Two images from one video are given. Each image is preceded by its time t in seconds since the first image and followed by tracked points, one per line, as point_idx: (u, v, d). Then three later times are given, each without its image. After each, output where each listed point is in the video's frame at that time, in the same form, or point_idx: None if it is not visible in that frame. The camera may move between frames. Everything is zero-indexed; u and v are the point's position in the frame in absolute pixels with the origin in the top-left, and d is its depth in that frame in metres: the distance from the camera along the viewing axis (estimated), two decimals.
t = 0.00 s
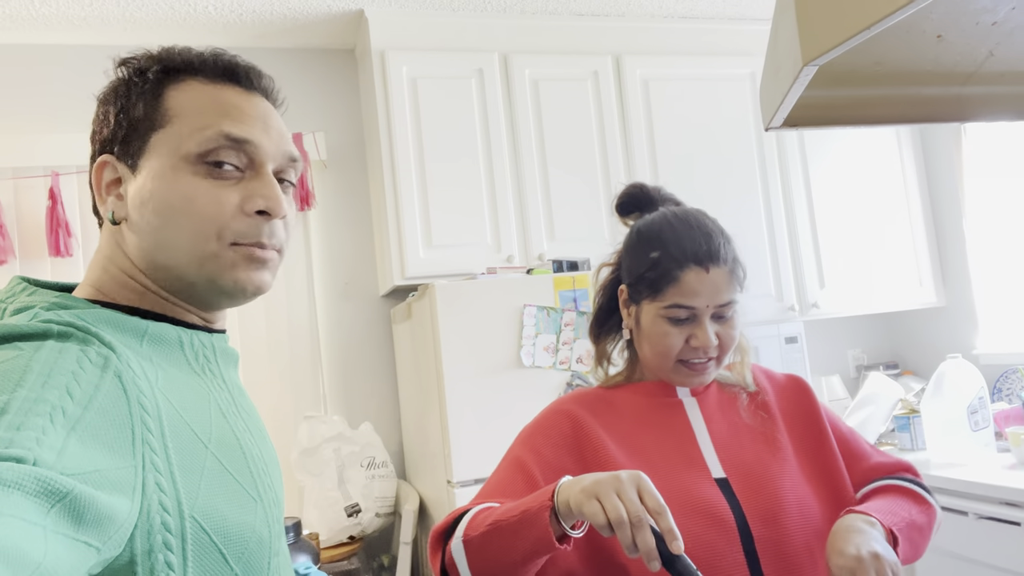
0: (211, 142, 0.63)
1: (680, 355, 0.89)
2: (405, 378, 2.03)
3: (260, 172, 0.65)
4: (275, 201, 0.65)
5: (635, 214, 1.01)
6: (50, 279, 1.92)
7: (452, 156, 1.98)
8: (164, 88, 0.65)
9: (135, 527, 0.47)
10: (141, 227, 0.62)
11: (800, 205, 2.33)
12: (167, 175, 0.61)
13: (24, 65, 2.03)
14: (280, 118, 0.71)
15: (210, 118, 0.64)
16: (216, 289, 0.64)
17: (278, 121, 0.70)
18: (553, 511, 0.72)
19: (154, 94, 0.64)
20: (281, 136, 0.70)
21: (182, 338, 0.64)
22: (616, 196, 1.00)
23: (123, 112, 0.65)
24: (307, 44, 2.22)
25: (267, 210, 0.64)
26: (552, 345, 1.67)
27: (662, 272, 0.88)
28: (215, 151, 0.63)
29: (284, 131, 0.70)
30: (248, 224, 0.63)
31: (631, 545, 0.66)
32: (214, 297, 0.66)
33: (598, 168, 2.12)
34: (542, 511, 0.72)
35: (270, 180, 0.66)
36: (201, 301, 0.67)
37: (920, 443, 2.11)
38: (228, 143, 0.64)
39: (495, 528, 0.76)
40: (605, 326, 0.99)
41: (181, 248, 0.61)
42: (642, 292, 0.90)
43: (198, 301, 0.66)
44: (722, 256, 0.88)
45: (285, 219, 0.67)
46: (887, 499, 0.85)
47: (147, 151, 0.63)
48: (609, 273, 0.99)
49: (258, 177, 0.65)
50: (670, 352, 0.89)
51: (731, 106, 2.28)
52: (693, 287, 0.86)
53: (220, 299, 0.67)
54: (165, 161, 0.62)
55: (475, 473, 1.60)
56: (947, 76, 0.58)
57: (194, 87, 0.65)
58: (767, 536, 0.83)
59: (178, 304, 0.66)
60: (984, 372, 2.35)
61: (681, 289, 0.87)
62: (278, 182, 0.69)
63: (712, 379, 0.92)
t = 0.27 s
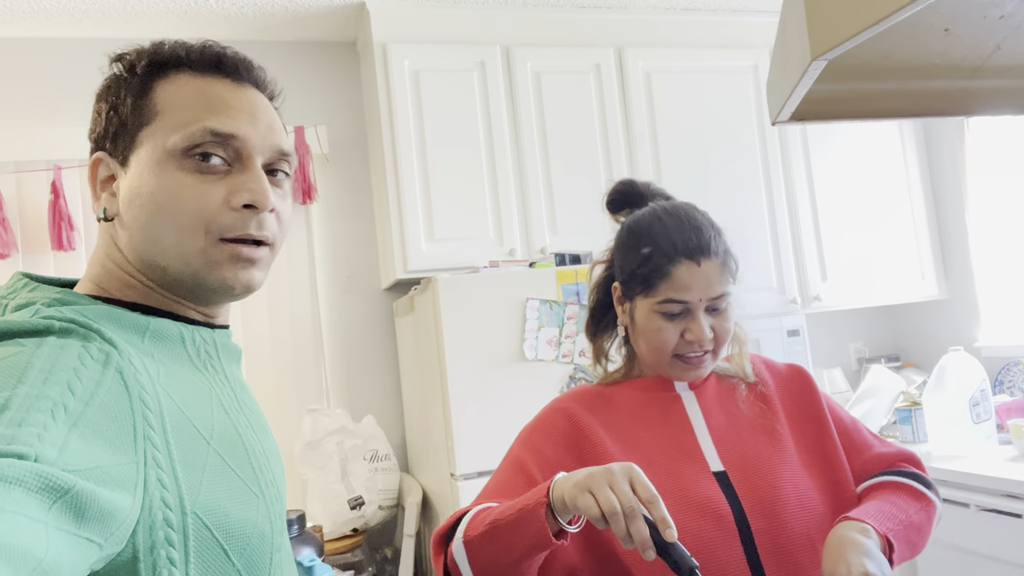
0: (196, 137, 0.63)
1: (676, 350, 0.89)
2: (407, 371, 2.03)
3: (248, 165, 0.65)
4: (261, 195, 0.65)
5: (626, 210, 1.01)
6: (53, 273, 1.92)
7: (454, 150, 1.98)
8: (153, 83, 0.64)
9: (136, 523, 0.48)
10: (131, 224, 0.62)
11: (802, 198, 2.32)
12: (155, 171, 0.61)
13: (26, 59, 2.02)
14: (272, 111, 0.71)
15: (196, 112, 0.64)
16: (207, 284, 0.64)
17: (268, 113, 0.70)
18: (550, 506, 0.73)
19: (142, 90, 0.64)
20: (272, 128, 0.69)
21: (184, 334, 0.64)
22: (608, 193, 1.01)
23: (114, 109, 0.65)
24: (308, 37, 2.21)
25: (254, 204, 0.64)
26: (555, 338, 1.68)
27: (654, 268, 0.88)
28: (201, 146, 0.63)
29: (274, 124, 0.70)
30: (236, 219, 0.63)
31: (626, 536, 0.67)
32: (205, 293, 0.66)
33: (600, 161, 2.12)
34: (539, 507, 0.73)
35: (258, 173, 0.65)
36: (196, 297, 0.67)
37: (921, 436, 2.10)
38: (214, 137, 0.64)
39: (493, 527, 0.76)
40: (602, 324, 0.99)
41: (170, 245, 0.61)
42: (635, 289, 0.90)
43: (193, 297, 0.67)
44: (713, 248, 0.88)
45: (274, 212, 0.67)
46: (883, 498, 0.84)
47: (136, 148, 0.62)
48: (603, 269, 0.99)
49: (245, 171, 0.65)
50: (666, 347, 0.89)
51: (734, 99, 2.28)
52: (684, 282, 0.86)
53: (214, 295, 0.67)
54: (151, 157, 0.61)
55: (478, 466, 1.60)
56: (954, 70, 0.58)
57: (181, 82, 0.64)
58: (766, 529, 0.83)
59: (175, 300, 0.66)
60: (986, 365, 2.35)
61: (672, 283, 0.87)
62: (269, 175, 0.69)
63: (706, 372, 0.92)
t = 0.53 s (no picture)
0: (203, 127, 0.63)
1: (690, 339, 0.89)
2: (409, 361, 2.03)
3: (256, 155, 0.65)
4: (270, 183, 0.65)
5: (629, 199, 1.01)
6: (55, 263, 1.92)
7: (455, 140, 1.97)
8: (156, 73, 0.64)
9: (141, 513, 0.48)
10: (139, 215, 0.62)
11: (803, 189, 2.32)
12: (162, 162, 0.61)
13: (25, 48, 2.01)
14: (277, 102, 0.70)
15: (203, 102, 0.63)
16: (217, 273, 0.64)
17: (273, 103, 0.70)
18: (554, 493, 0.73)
19: (147, 80, 0.63)
20: (278, 117, 0.69)
21: (187, 325, 0.64)
22: (609, 181, 1.00)
23: (118, 99, 0.64)
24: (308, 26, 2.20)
25: (263, 193, 0.64)
26: (557, 328, 1.68)
27: (668, 257, 0.88)
28: (208, 137, 0.63)
29: (280, 113, 0.70)
30: (245, 208, 0.63)
31: (626, 508, 0.68)
32: (214, 281, 0.66)
33: (601, 151, 2.11)
34: (544, 495, 0.73)
35: (266, 162, 0.66)
36: (204, 285, 0.67)
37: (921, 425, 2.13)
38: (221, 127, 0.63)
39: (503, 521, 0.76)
40: (608, 313, 1.01)
41: (180, 235, 0.62)
42: (649, 278, 0.90)
43: (201, 284, 0.67)
44: (726, 236, 0.88)
45: (283, 201, 0.67)
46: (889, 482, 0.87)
47: (142, 139, 0.62)
48: (609, 259, 0.99)
49: (253, 161, 0.65)
50: (679, 336, 0.89)
51: (736, 89, 2.27)
52: (699, 270, 0.86)
53: (222, 283, 0.67)
54: (159, 148, 0.61)
55: (480, 455, 1.61)
56: (961, 59, 0.58)
57: (185, 71, 0.64)
58: (774, 517, 0.84)
59: (182, 290, 0.67)
60: (986, 355, 2.36)
61: (688, 272, 0.87)
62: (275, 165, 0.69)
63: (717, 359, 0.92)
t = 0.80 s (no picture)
0: (213, 120, 0.62)
1: (727, 323, 0.90)
2: (408, 349, 2.04)
3: (263, 148, 0.65)
4: (278, 177, 0.65)
5: (624, 189, 0.99)
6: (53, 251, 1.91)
7: (454, 127, 1.96)
8: (163, 61, 0.63)
9: (142, 500, 0.48)
10: (143, 204, 0.62)
11: (802, 177, 2.32)
12: (171, 152, 0.61)
13: (20, 33, 1.99)
14: (280, 91, 0.70)
15: (216, 92, 0.63)
16: (223, 263, 0.65)
17: (279, 93, 0.69)
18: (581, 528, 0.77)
19: (153, 68, 0.63)
20: (285, 110, 0.69)
21: (187, 313, 0.64)
22: (599, 171, 0.97)
23: (122, 84, 0.63)
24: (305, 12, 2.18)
25: (271, 186, 0.64)
26: (555, 316, 1.68)
27: (706, 241, 0.88)
28: (218, 129, 0.63)
29: (286, 106, 0.70)
30: (253, 201, 0.63)
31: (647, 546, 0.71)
32: (219, 271, 0.66)
33: (600, 138, 2.11)
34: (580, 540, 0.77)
35: (273, 155, 0.66)
36: (207, 274, 0.67)
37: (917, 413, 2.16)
38: (233, 119, 0.63)
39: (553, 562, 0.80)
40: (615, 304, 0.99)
41: (187, 226, 0.62)
42: (686, 264, 0.89)
43: (205, 274, 0.67)
44: (751, 220, 0.91)
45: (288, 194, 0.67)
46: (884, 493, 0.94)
47: (149, 128, 0.62)
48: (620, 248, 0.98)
49: (261, 153, 0.65)
50: (716, 321, 0.89)
51: (735, 75, 2.26)
52: (738, 253, 0.87)
53: (227, 273, 0.67)
54: (169, 138, 0.61)
55: (479, 442, 1.62)
56: (964, 46, 0.58)
57: (192, 61, 0.64)
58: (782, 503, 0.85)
59: (185, 278, 0.67)
60: (982, 342, 2.37)
61: (728, 255, 0.87)
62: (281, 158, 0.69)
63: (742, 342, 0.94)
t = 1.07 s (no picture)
0: (208, 107, 0.62)
1: (730, 309, 0.90)
2: (404, 336, 2.04)
3: (258, 137, 0.65)
4: (271, 166, 0.64)
5: (622, 182, 0.98)
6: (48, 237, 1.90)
7: (450, 113, 1.95)
8: (158, 47, 0.63)
9: (141, 487, 0.49)
10: (136, 189, 0.62)
11: (798, 164, 2.32)
12: (163, 138, 0.61)
13: (11, 16, 1.97)
14: (277, 81, 0.69)
15: (211, 79, 0.63)
16: (215, 250, 0.64)
17: (274, 82, 0.69)
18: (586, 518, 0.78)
19: (148, 54, 0.63)
20: (280, 99, 0.68)
21: (185, 301, 0.64)
22: (596, 165, 0.97)
23: (117, 70, 0.63)
24: None
25: (264, 176, 0.64)
26: (551, 303, 1.69)
27: (705, 231, 0.88)
28: (213, 116, 0.62)
29: (282, 96, 0.69)
30: (245, 189, 0.63)
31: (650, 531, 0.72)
32: (211, 258, 0.66)
33: (597, 125, 2.10)
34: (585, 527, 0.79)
35: (268, 144, 0.65)
36: (201, 262, 0.67)
37: (910, 398, 2.16)
38: (227, 106, 0.63)
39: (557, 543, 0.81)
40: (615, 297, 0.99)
41: (178, 212, 0.61)
42: (686, 255, 0.90)
43: (199, 262, 0.67)
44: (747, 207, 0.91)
45: (281, 184, 0.67)
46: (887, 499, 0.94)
47: (142, 113, 0.62)
48: (618, 239, 0.98)
49: (256, 142, 0.65)
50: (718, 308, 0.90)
51: (733, 62, 2.25)
52: (737, 240, 0.88)
53: (221, 259, 0.67)
54: (162, 124, 0.61)
55: (476, 428, 1.62)
56: (961, 34, 0.58)
57: (188, 47, 0.63)
58: (776, 490, 0.85)
59: (180, 265, 0.67)
60: (975, 329, 2.39)
61: (728, 242, 0.88)
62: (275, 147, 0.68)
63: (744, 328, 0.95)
